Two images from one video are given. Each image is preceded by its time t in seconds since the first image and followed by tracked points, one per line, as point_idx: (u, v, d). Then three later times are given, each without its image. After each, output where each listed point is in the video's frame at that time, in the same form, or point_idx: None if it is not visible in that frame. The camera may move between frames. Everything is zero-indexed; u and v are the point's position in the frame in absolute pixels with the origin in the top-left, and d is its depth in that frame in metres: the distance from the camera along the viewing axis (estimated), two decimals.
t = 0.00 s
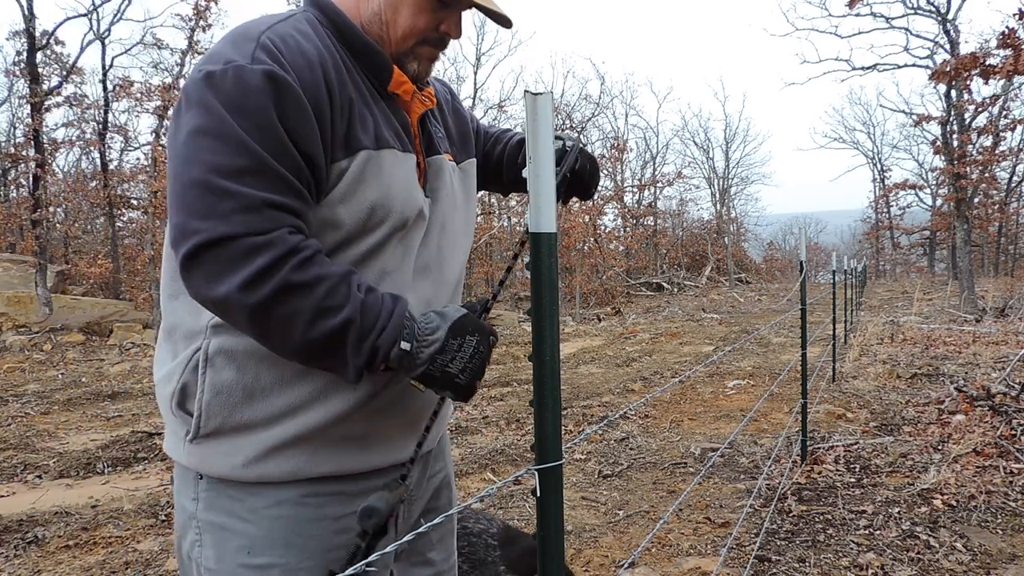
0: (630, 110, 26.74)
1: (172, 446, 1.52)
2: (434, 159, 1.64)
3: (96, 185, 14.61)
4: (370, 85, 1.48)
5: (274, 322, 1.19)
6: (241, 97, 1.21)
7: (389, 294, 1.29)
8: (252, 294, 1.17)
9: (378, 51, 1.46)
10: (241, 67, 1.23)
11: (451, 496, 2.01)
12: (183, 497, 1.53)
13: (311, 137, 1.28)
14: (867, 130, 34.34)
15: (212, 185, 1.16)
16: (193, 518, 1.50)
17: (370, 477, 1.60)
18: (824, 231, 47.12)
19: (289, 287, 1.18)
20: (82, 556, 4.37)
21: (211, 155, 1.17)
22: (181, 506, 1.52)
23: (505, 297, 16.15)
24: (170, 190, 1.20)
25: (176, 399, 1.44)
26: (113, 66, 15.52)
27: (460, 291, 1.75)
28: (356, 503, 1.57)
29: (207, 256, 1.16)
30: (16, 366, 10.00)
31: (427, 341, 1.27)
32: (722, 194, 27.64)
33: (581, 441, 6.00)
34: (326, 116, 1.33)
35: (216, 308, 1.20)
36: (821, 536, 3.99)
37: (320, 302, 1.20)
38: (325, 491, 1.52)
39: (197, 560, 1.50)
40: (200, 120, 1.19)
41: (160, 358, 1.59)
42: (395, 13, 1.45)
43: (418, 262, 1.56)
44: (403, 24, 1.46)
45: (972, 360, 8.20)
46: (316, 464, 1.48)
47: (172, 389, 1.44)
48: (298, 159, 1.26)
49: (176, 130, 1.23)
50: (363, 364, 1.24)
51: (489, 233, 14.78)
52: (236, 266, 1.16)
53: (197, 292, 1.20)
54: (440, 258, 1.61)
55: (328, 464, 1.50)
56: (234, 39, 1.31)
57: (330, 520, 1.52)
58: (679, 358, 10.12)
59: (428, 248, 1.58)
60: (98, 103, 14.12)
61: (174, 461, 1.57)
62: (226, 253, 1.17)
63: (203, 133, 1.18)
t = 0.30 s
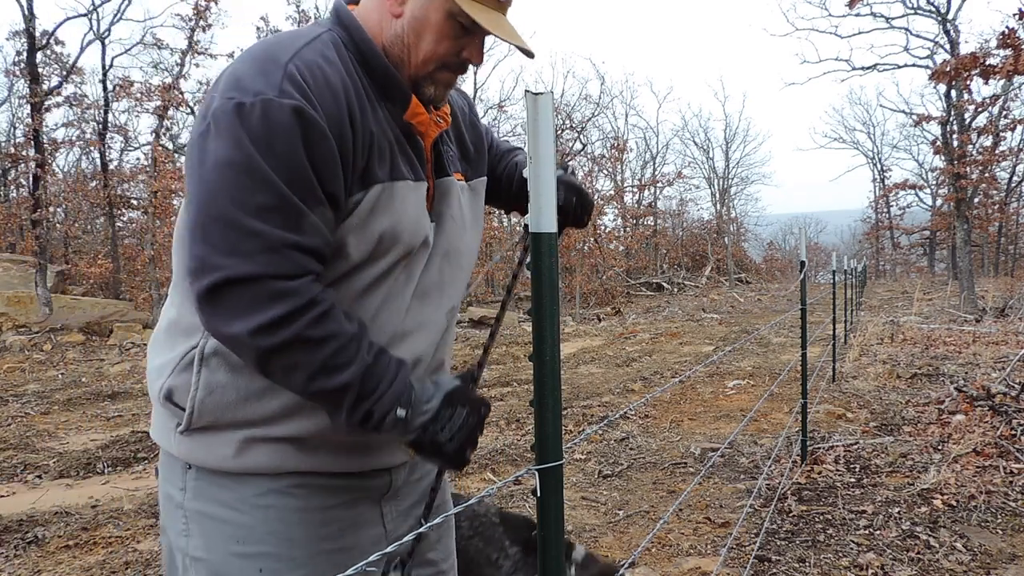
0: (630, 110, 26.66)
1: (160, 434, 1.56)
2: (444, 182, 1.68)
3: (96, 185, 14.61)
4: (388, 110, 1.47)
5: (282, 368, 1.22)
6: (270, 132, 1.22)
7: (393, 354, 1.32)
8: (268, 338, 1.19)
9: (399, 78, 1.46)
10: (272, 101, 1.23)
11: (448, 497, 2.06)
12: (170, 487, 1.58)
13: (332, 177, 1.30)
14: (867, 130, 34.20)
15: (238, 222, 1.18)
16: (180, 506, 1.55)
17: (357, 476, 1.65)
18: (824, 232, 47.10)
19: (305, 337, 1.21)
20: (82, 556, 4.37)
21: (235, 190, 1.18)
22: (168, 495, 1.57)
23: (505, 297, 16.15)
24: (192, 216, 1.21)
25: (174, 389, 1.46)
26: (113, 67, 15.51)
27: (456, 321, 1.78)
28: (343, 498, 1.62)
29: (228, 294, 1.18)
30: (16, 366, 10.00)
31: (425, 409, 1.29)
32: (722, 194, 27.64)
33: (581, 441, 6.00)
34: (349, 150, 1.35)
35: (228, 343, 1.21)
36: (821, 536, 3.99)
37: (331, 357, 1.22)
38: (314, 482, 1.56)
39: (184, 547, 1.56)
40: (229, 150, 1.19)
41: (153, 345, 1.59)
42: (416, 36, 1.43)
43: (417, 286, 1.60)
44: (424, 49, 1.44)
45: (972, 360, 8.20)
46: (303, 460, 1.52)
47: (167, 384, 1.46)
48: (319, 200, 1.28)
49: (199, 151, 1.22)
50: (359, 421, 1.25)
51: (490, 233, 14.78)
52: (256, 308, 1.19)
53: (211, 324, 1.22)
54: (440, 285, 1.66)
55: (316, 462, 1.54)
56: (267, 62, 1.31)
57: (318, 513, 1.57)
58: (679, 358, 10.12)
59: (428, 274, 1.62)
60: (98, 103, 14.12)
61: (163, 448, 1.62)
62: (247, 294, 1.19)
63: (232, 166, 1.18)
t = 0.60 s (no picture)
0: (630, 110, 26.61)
1: (161, 431, 1.64)
2: (450, 204, 1.76)
3: (96, 185, 14.59)
4: (392, 137, 1.50)
5: (301, 407, 1.35)
6: (297, 180, 1.28)
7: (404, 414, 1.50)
8: (289, 379, 1.31)
9: (405, 105, 1.49)
10: (297, 149, 1.29)
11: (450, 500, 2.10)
12: (171, 482, 1.65)
13: (351, 217, 1.38)
14: (867, 130, 34.11)
15: (268, 268, 1.26)
16: (180, 499, 1.62)
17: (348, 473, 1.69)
18: (824, 232, 47.09)
19: (325, 381, 1.34)
20: (82, 556, 4.37)
21: (264, 238, 1.26)
22: (168, 489, 1.64)
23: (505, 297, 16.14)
24: (220, 254, 1.27)
25: (168, 401, 1.56)
26: (113, 67, 15.49)
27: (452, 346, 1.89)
28: (334, 493, 1.67)
29: (257, 335, 1.28)
30: (16, 366, 10.00)
31: (424, 472, 1.51)
32: (722, 194, 27.63)
33: (581, 441, 6.01)
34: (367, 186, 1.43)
35: (252, 375, 1.32)
36: (821, 536, 3.99)
37: (346, 403, 1.37)
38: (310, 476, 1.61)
39: (183, 540, 1.62)
40: (259, 197, 1.25)
41: (156, 349, 1.67)
42: (427, 66, 1.46)
43: (415, 311, 1.72)
44: (434, 79, 1.47)
45: (972, 360, 8.20)
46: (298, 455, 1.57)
47: (167, 391, 1.55)
48: (339, 242, 1.36)
49: (227, 193, 1.27)
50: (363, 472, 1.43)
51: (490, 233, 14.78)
52: (283, 350, 1.30)
53: (237, 356, 1.31)
54: (439, 308, 1.76)
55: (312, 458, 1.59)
56: (289, 99, 1.35)
57: (308, 505, 1.63)
58: (679, 358, 10.12)
59: (427, 299, 1.74)
60: (98, 102, 14.11)
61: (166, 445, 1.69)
62: (275, 337, 1.29)
63: (262, 215, 1.25)
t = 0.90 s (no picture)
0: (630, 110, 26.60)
1: (164, 435, 1.65)
2: (444, 205, 1.75)
3: (96, 185, 14.59)
4: (390, 144, 1.50)
5: (306, 419, 1.36)
6: (298, 195, 1.28)
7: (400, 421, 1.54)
8: (296, 394, 1.33)
9: (403, 112, 1.49)
10: (297, 163, 1.28)
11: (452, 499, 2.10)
12: (176, 484, 1.66)
13: (352, 229, 1.39)
14: (867, 130, 34.04)
15: (270, 283, 1.26)
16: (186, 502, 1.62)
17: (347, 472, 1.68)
18: (824, 232, 47.07)
19: (330, 397, 1.36)
20: (83, 556, 4.37)
21: (266, 256, 1.25)
22: (174, 493, 1.65)
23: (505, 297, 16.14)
24: (221, 268, 1.27)
25: (168, 407, 1.57)
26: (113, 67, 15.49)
27: (448, 344, 1.90)
28: (336, 493, 1.67)
29: (262, 352, 1.29)
30: (16, 366, 9.99)
31: (418, 478, 1.56)
32: (722, 194, 27.63)
33: (581, 441, 6.00)
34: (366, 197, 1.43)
35: (258, 390, 1.33)
36: (821, 536, 3.99)
37: (349, 417, 1.39)
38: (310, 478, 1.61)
39: (191, 543, 1.63)
40: (259, 213, 1.25)
41: (155, 355, 1.68)
42: (426, 76, 1.47)
43: (410, 313, 1.72)
44: (433, 88, 1.49)
45: (972, 360, 8.20)
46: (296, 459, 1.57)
47: (167, 398, 1.56)
48: (341, 256, 1.37)
49: (227, 208, 1.27)
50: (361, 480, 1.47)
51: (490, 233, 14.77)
52: (289, 365, 1.32)
53: (242, 371, 1.32)
54: (434, 310, 1.76)
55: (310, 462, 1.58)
56: (288, 111, 1.34)
57: (309, 505, 1.62)
58: (680, 358, 10.12)
59: (422, 301, 1.73)
60: (98, 102, 14.11)
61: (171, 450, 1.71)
62: (280, 354, 1.30)
63: (262, 229, 1.25)
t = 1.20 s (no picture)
0: (630, 110, 26.53)
1: (143, 451, 1.65)
2: (409, 195, 1.74)
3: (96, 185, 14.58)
4: (346, 142, 1.49)
5: (307, 425, 1.37)
6: (266, 208, 1.27)
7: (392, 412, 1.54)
8: (296, 403, 1.34)
9: (356, 111, 1.48)
10: (259, 176, 1.27)
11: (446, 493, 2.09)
12: (156, 500, 1.66)
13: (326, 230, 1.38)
14: (867, 129, 33.90)
15: (253, 302, 1.26)
16: (166, 519, 1.62)
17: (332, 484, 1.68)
18: (824, 232, 47.06)
19: (329, 401, 1.37)
20: (82, 556, 4.37)
21: (241, 271, 1.25)
22: (154, 509, 1.65)
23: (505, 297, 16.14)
24: (197, 294, 1.26)
25: (146, 427, 1.57)
26: (113, 67, 15.49)
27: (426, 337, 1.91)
28: (319, 501, 1.67)
29: (253, 368, 1.30)
30: (17, 366, 9.99)
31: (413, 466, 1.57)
32: (722, 194, 27.62)
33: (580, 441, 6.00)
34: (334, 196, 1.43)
35: (255, 406, 1.34)
36: (821, 536, 3.99)
37: (349, 417, 1.40)
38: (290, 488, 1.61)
39: (172, 556, 1.64)
40: (227, 233, 1.24)
41: (129, 374, 1.67)
42: (372, 72, 1.45)
43: (386, 307, 1.72)
44: (380, 83, 1.46)
45: (972, 360, 8.21)
46: (273, 471, 1.57)
47: (143, 418, 1.56)
48: (319, 257, 1.37)
49: (193, 232, 1.25)
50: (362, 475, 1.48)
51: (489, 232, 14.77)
52: (282, 377, 1.32)
53: (235, 390, 1.33)
54: (409, 303, 1.76)
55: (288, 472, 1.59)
56: (237, 125, 1.32)
57: (291, 518, 1.62)
58: (679, 358, 10.12)
59: (397, 295, 1.73)
60: (99, 102, 14.12)
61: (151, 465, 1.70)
62: (271, 367, 1.31)
63: (235, 250, 1.24)
